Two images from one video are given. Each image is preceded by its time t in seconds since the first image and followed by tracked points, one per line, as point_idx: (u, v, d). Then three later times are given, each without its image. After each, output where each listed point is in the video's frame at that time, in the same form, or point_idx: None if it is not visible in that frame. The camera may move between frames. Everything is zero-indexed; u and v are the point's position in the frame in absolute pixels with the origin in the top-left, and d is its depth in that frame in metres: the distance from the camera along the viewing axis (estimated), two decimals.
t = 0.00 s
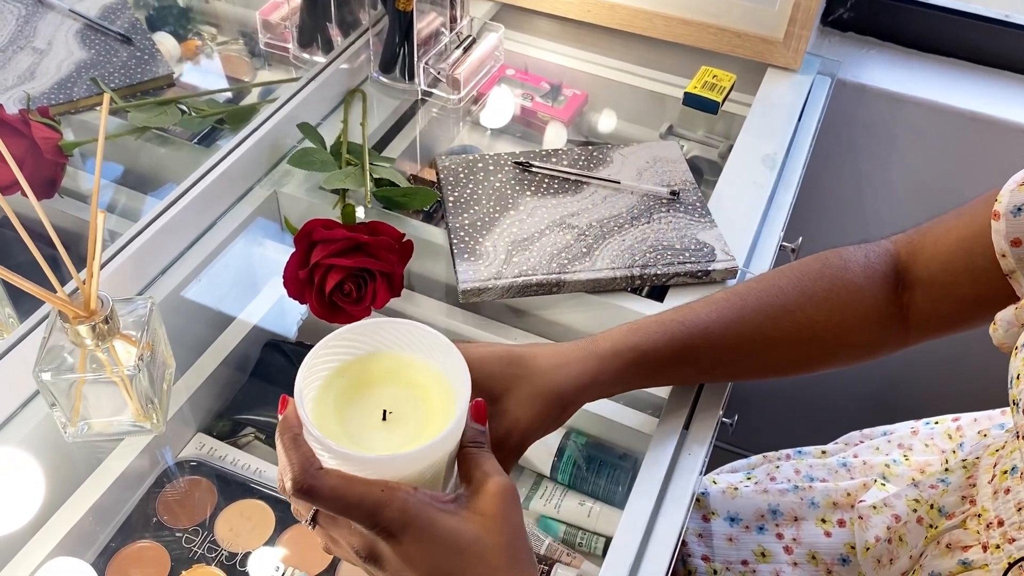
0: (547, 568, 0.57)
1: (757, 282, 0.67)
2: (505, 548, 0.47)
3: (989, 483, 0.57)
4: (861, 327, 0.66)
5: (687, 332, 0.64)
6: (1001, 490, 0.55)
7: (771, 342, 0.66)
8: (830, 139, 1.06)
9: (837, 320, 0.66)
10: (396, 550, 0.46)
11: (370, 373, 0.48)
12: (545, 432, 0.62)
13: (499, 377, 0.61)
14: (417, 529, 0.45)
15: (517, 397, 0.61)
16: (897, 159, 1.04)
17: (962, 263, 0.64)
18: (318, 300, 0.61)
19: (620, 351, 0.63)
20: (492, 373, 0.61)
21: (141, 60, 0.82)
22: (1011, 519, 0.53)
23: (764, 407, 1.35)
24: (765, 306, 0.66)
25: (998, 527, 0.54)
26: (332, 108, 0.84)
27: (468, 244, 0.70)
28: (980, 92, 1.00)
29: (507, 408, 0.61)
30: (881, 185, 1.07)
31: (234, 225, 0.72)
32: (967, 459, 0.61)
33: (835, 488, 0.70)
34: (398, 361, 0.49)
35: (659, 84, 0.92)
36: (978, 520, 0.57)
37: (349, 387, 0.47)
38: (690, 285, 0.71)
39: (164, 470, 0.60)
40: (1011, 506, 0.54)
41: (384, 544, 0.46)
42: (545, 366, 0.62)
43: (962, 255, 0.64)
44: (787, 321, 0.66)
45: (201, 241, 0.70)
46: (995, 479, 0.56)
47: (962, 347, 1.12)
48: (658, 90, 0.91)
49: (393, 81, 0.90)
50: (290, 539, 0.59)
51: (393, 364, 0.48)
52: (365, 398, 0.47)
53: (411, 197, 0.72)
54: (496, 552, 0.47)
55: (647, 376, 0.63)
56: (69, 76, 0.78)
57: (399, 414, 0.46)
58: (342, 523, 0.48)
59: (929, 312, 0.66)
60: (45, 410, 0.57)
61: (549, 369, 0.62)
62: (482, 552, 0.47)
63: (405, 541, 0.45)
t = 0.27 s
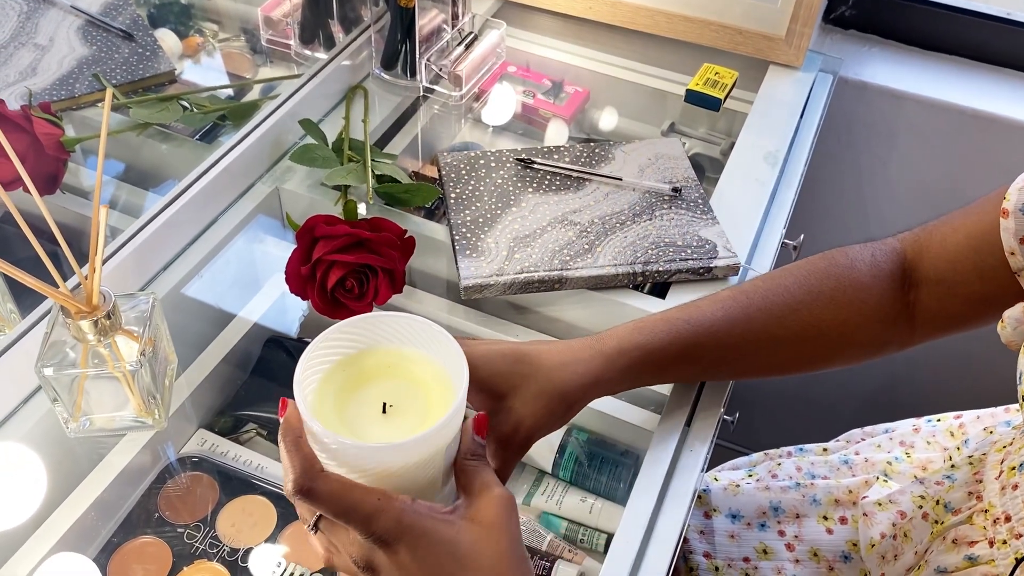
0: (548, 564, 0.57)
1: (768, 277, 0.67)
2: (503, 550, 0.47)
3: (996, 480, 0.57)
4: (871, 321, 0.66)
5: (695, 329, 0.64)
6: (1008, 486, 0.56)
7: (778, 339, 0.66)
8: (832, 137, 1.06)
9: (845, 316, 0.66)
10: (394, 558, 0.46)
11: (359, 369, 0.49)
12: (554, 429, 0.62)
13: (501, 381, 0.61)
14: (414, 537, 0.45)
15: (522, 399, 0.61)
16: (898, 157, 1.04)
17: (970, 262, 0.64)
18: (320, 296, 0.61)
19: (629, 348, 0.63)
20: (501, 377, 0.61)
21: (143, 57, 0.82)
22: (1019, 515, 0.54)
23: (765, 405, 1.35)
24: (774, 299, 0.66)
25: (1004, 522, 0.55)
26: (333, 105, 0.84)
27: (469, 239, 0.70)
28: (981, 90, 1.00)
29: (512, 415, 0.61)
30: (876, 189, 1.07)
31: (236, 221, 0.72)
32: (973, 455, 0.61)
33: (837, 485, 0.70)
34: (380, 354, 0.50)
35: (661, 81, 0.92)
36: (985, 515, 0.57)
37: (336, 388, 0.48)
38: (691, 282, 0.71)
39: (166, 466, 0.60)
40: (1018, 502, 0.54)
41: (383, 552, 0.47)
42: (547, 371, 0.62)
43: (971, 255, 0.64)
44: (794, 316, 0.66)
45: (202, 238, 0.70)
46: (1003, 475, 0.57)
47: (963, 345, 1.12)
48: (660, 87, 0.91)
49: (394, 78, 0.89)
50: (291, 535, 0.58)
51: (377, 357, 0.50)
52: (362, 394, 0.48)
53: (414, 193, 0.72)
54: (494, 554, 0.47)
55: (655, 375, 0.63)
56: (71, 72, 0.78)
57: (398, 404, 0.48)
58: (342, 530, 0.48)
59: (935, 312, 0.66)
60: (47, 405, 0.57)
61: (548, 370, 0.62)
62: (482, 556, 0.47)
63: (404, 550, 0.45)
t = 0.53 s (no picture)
0: (547, 564, 0.56)
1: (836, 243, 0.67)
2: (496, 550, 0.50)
3: (997, 484, 0.57)
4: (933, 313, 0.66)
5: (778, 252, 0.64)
6: (1009, 491, 0.55)
7: (858, 304, 0.65)
8: (831, 136, 1.06)
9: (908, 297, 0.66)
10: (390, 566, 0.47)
11: (358, 369, 0.51)
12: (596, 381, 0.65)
13: (646, 223, 0.63)
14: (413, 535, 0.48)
15: (655, 256, 0.62)
16: (898, 156, 1.04)
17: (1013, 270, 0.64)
18: (319, 295, 0.61)
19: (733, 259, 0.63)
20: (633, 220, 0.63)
21: (143, 55, 0.82)
22: (1020, 519, 0.54)
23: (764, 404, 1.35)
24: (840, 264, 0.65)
25: (1007, 527, 0.54)
26: (333, 103, 0.84)
27: (469, 238, 0.70)
28: (981, 89, 1.00)
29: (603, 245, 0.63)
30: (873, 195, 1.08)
31: (235, 220, 0.72)
32: (973, 459, 0.62)
33: (836, 485, 0.70)
34: (383, 353, 0.52)
35: (661, 80, 0.92)
36: (986, 520, 0.57)
37: (338, 387, 0.50)
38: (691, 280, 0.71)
39: (165, 465, 0.60)
40: (1020, 507, 0.54)
41: (379, 564, 0.47)
42: (643, 222, 0.63)
43: None
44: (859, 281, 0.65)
45: (202, 236, 0.70)
46: (1004, 480, 0.57)
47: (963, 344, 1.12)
48: (660, 85, 0.91)
49: (394, 76, 0.89)
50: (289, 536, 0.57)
51: (380, 357, 0.52)
52: (359, 393, 0.50)
53: (413, 192, 0.72)
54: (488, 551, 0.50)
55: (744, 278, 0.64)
56: (71, 71, 0.78)
57: (396, 403, 0.49)
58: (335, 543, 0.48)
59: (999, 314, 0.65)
60: (47, 403, 0.58)
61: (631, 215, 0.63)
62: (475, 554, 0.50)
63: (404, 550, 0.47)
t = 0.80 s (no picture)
0: (546, 564, 0.56)
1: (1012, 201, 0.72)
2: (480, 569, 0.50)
3: (999, 477, 0.59)
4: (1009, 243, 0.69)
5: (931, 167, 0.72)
6: (1010, 483, 0.58)
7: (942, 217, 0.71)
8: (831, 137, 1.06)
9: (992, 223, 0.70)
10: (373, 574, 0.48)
11: (350, 371, 0.51)
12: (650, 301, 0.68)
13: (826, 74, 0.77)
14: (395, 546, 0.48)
15: (793, 95, 0.76)
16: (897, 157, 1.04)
17: None
18: (319, 296, 0.61)
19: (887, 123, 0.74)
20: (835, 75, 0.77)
21: (143, 56, 0.82)
22: (1019, 512, 0.56)
23: (764, 404, 1.36)
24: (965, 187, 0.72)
25: (1006, 518, 0.56)
26: (332, 104, 0.84)
27: (468, 237, 0.70)
28: (980, 90, 1.00)
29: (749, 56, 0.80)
30: (873, 196, 1.07)
31: (235, 220, 0.72)
32: (976, 454, 0.64)
33: (836, 484, 0.70)
34: (376, 355, 0.52)
35: (661, 81, 0.92)
36: (985, 513, 0.58)
37: (329, 389, 0.50)
38: (689, 281, 0.70)
39: (165, 465, 0.61)
40: (1019, 499, 0.56)
41: (364, 571, 0.48)
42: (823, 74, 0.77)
43: None
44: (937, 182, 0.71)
45: (202, 236, 0.70)
46: (1006, 473, 0.59)
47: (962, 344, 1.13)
48: (659, 86, 0.91)
49: (394, 77, 0.90)
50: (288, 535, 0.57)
51: (372, 359, 0.52)
52: (351, 396, 0.50)
53: (412, 193, 0.72)
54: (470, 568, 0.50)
55: (839, 127, 0.75)
56: (70, 71, 0.78)
57: (387, 405, 0.49)
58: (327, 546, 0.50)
59: None
60: (47, 404, 0.58)
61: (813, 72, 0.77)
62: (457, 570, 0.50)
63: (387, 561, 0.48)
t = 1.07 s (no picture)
0: (547, 564, 0.56)
1: None
2: None
3: (1009, 470, 0.59)
4: None
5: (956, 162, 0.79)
6: (1020, 475, 0.58)
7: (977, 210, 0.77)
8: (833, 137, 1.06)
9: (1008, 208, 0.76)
10: None
11: (351, 371, 0.51)
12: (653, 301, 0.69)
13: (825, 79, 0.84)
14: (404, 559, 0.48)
15: (823, 105, 0.82)
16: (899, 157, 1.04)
17: None
18: (320, 296, 0.61)
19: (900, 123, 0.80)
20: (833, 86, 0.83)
21: (144, 55, 0.82)
22: None
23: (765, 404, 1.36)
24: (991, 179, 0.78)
25: (1015, 509, 0.56)
26: (333, 104, 0.84)
27: (470, 237, 0.70)
28: (982, 90, 1.00)
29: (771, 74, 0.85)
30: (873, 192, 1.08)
31: (236, 220, 0.72)
32: (987, 447, 0.63)
33: (839, 484, 0.70)
34: (377, 355, 0.52)
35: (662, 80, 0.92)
36: (995, 504, 0.58)
37: (331, 389, 0.50)
38: (691, 281, 0.70)
39: (166, 465, 0.60)
40: None
41: None
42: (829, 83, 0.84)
43: None
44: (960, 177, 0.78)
45: (203, 236, 0.70)
46: (1015, 466, 0.59)
47: (962, 344, 1.13)
48: (661, 85, 0.91)
49: (395, 77, 0.90)
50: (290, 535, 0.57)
51: (374, 359, 0.52)
52: (352, 396, 0.50)
53: (413, 192, 0.72)
54: None
55: (865, 132, 0.81)
56: (71, 70, 0.78)
57: (388, 405, 0.49)
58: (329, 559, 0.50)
59: None
60: (48, 404, 0.58)
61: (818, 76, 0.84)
62: None
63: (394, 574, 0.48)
